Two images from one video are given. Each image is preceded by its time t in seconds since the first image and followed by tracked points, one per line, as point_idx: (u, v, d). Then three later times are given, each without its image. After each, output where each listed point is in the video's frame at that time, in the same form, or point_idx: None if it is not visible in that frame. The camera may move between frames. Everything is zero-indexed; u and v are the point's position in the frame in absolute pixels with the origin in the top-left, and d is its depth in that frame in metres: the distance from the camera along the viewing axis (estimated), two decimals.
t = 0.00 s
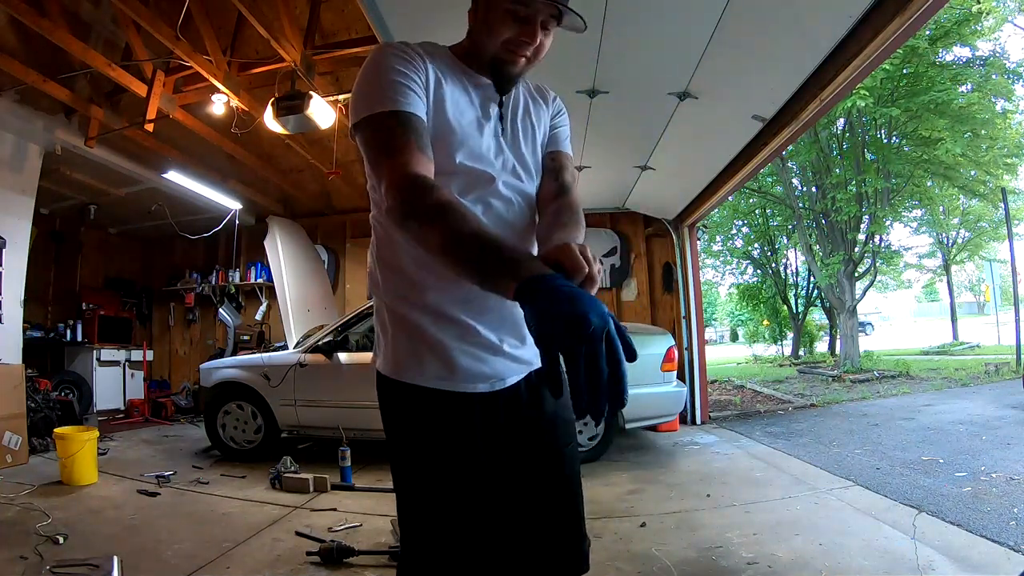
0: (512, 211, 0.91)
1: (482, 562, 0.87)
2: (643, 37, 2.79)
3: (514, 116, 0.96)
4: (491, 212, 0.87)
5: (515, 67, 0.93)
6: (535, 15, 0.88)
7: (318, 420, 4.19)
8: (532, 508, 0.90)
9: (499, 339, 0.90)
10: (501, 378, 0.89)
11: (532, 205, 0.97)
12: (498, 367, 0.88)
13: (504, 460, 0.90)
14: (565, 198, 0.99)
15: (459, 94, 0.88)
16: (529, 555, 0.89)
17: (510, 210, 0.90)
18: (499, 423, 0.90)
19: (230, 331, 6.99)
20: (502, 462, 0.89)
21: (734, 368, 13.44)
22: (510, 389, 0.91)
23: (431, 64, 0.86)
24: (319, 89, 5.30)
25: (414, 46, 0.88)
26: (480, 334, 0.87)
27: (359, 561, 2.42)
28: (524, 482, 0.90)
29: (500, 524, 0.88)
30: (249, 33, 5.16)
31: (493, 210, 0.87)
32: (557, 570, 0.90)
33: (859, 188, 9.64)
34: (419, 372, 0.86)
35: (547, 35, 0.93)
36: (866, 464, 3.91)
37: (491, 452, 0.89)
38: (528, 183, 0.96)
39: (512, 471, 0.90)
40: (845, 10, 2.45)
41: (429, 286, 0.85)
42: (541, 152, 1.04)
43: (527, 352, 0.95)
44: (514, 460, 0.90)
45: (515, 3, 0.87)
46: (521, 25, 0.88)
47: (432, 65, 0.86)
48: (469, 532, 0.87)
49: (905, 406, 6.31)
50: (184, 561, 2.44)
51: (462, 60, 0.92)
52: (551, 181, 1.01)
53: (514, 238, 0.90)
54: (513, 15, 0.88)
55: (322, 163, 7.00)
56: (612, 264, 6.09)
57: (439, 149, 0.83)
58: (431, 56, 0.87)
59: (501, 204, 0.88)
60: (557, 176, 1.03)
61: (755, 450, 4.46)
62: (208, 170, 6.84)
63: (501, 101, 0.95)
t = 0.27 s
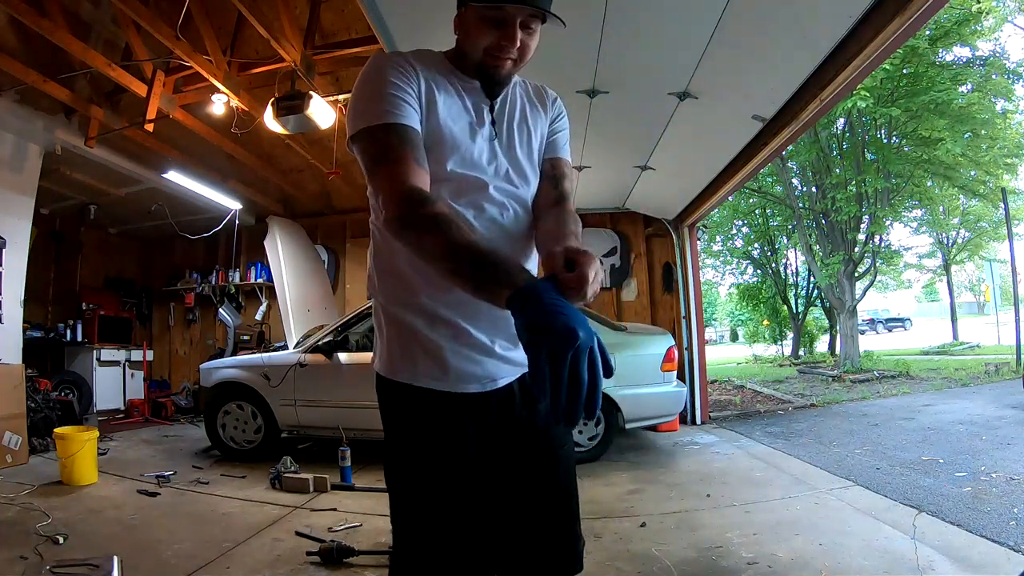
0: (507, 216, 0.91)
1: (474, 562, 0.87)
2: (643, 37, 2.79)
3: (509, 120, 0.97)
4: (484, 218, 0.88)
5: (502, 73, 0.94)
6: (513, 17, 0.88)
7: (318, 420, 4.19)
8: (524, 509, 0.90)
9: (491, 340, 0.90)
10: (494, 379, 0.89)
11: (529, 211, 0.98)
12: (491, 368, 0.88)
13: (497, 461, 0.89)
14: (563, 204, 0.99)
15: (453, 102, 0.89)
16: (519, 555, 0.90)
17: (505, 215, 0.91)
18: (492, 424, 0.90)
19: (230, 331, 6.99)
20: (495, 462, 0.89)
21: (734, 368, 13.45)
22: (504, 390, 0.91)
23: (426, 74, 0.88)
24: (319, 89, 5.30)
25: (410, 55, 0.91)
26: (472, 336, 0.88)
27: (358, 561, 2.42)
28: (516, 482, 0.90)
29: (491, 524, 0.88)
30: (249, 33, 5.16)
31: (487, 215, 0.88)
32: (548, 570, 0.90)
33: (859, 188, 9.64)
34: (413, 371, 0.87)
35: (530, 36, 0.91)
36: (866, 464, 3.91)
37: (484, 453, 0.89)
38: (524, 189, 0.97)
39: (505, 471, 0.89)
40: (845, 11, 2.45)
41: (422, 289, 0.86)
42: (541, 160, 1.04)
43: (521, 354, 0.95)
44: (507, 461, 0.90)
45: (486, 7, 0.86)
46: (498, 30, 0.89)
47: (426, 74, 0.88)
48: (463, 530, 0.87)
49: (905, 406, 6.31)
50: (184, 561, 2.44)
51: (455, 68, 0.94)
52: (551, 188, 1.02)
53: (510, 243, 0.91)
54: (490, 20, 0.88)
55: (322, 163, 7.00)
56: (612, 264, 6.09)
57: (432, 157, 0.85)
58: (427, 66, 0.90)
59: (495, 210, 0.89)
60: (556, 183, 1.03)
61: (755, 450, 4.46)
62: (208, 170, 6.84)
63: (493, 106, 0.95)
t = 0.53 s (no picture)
0: (503, 221, 0.92)
1: (468, 562, 0.87)
2: (643, 37, 2.79)
3: (506, 125, 0.96)
4: (480, 224, 0.89)
5: (496, 79, 0.93)
6: (503, 23, 0.87)
7: (318, 420, 4.19)
8: (516, 506, 0.91)
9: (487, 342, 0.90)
10: (490, 380, 0.90)
11: (526, 216, 0.99)
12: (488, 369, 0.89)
13: (491, 458, 0.90)
14: (563, 213, 1.01)
15: (447, 107, 0.90)
16: (513, 552, 0.90)
17: (501, 221, 0.92)
18: (487, 422, 0.91)
19: (230, 331, 6.99)
20: (489, 460, 0.90)
21: (734, 368, 13.45)
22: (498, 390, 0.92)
23: (421, 80, 0.89)
24: (319, 89, 5.30)
25: (406, 63, 0.91)
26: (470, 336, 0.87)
27: (358, 561, 2.42)
28: (510, 479, 0.91)
29: (483, 522, 0.89)
30: (249, 33, 5.16)
31: (483, 221, 0.89)
32: (540, 569, 0.90)
33: (859, 188, 9.63)
34: (409, 371, 0.87)
35: (522, 39, 0.91)
36: (866, 464, 3.91)
37: (479, 451, 0.90)
38: (521, 194, 0.97)
39: (500, 469, 0.90)
40: (845, 11, 2.45)
41: (419, 291, 0.86)
42: (542, 168, 1.05)
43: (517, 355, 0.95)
44: (502, 458, 0.91)
45: (476, 13, 0.86)
46: (489, 36, 0.88)
47: (421, 81, 0.89)
48: (462, 529, 0.87)
49: (905, 406, 6.31)
50: (184, 561, 2.44)
51: (451, 74, 0.94)
52: (551, 199, 1.04)
53: (507, 247, 0.92)
54: (480, 26, 0.88)
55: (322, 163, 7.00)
56: (612, 264, 6.09)
57: (426, 165, 0.87)
58: (422, 72, 0.90)
59: (491, 215, 0.90)
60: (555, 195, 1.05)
61: (755, 450, 4.46)
62: (208, 170, 6.84)
63: (488, 112, 0.95)
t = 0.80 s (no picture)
0: (502, 225, 0.92)
1: (463, 557, 0.86)
2: (643, 37, 2.79)
3: (505, 130, 0.96)
4: (480, 228, 0.89)
5: (495, 83, 0.94)
6: (501, 30, 0.87)
7: (318, 420, 4.19)
8: (512, 505, 0.90)
9: (486, 343, 0.90)
10: (489, 380, 0.90)
11: (524, 220, 0.99)
12: (485, 370, 0.89)
13: (488, 456, 0.90)
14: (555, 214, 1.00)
15: (449, 112, 0.89)
16: (509, 550, 0.90)
17: (501, 224, 0.92)
18: (485, 422, 0.90)
19: (230, 331, 6.99)
20: (487, 458, 0.89)
21: (734, 367, 13.45)
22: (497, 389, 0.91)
23: (422, 85, 0.88)
24: (319, 89, 5.30)
25: (407, 67, 0.91)
26: (468, 339, 0.88)
27: (358, 561, 2.42)
28: (507, 478, 0.90)
29: (480, 520, 0.88)
30: (249, 33, 5.16)
31: (484, 225, 0.89)
32: (536, 569, 0.89)
33: (859, 188, 9.64)
34: (410, 372, 0.88)
35: (519, 46, 0.91)
36: (866, 464, 3.91)
37: (477, 449, 0.89)
38: (520, 198, 0.97)
39: (498, 467, 0.90)
40: (844, 11, 2.45)
41: (419, 294, 0.86)
42: (536, 169, 1.04)
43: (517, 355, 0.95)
44: (500, 456, 0.90)
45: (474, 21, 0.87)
46: (487, 41, 0.88)
47: (422, 85, 0.88)
48: (462, 529, 0.87)
49: (905, 406, 6.31)
50: (184, 561, 2.44)
51: (449, 78, 0.94)
52: (542, 196, 1.03)
53: (505, 251, 0.92)
54: (479, 32, 0.88)
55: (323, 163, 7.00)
56: (612, 264, 6.09)
57: (425, 169, 0.86)
58: (423, 76, 0.90)
59: (490, 219, 0.90)
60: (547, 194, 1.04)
61: (755, 450, 4.46)
62: (208, 171, 6.84)
63: (487, 117, 0.95)
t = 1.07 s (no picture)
0: (501, 226, 0.93)
1: (463, 557, 0.86)
2: (643, 37, 2.79)
3: (503, 132, 0.97)
4: (478, 229, 0.89)
5: (493, 85, 0.93)
6: (499, 32, 0.87)
7: (318, 420, 4.19)
8: (511, 503, 0.90)
9: (487, 343, 0.90)
10: (489, 380, 0.90)
11: (523, 221, 0.99)
12: (486, 369, 0.89)
13: (489, 455, 0.90)
14: (555, 210, 0.99)
15: (448, 115, 0.90)
16: (509, 549, 0.90)
17: (499, 226, 0.92)
18: (486, 422, 0.90)
19: (230, 331, 6.99)
20: (488, 457, 0.89)
21: (734, 368, 13.45)
22: (498, 389, 0.91)
23: (421, 87, 0.88)
24: (319, 89, 5.31)
25: (407, 68, 0.91)
26: (469, 339, 0.88)
27: (358, 561, 2.42)
28: (507, 476, 0.90)
29: (480, 519, 0.88)
30: (249, 33, 5.16)
31: (483, 226, 0.90)
32: (535, 567, 0.89)
33: (859, 188, 9.64)
34: (412, 371, 0.88)
35: (517, 48, 0.91)
36: (866, 464, 3.91)
37: (477, 449, 0.89)
38: (519, 199, 0.98)
39: (498, 466, 0.90)
40: (844, 11, 2.45)
41: (421, 294, 0.87)
42: (535, 166, 1.03)
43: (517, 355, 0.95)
44: (500, 455, 0.90)
45: (472, 23, 0.87)
46: (485, 44, 0.88)
47: (422, 87, 0.89)
48: (462, 528, 0.87)
49: (905, 406, 6.31)
50: (184, 561, 2.44)
51: (448, 79, 0.94)
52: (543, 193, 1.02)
53: (503, 252, 0.93)
54: (477, 34, 0.87)
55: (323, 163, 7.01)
56: (612, 264, 6.09)
57: (425, 170, 0.86)
58: (422, 78, 0.90)
59: (489, 220, 0.90)
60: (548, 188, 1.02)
61: (755, 450, 4.46)
62: (208, 171, 6.85)
63: (485, 119, 0.95)
